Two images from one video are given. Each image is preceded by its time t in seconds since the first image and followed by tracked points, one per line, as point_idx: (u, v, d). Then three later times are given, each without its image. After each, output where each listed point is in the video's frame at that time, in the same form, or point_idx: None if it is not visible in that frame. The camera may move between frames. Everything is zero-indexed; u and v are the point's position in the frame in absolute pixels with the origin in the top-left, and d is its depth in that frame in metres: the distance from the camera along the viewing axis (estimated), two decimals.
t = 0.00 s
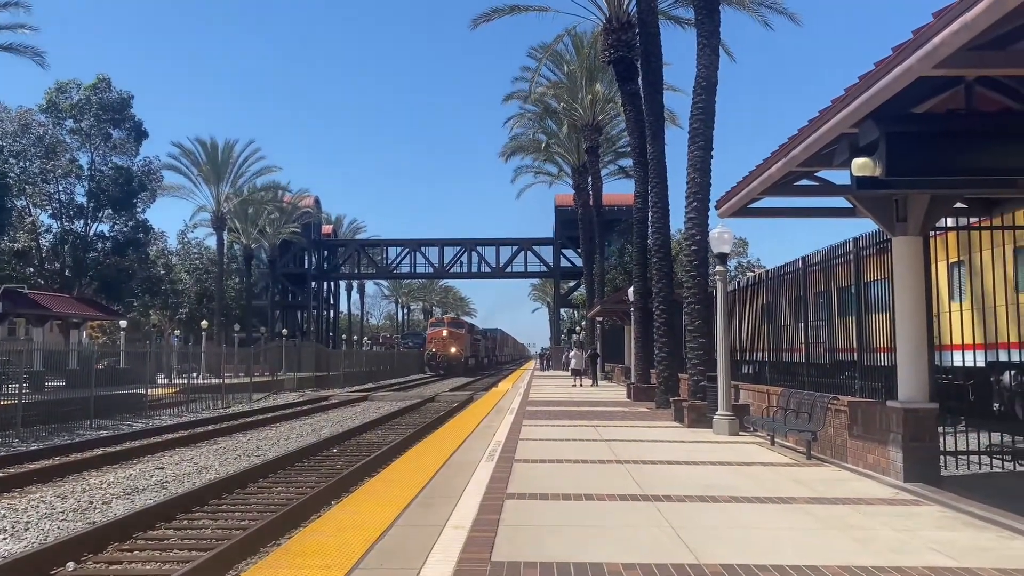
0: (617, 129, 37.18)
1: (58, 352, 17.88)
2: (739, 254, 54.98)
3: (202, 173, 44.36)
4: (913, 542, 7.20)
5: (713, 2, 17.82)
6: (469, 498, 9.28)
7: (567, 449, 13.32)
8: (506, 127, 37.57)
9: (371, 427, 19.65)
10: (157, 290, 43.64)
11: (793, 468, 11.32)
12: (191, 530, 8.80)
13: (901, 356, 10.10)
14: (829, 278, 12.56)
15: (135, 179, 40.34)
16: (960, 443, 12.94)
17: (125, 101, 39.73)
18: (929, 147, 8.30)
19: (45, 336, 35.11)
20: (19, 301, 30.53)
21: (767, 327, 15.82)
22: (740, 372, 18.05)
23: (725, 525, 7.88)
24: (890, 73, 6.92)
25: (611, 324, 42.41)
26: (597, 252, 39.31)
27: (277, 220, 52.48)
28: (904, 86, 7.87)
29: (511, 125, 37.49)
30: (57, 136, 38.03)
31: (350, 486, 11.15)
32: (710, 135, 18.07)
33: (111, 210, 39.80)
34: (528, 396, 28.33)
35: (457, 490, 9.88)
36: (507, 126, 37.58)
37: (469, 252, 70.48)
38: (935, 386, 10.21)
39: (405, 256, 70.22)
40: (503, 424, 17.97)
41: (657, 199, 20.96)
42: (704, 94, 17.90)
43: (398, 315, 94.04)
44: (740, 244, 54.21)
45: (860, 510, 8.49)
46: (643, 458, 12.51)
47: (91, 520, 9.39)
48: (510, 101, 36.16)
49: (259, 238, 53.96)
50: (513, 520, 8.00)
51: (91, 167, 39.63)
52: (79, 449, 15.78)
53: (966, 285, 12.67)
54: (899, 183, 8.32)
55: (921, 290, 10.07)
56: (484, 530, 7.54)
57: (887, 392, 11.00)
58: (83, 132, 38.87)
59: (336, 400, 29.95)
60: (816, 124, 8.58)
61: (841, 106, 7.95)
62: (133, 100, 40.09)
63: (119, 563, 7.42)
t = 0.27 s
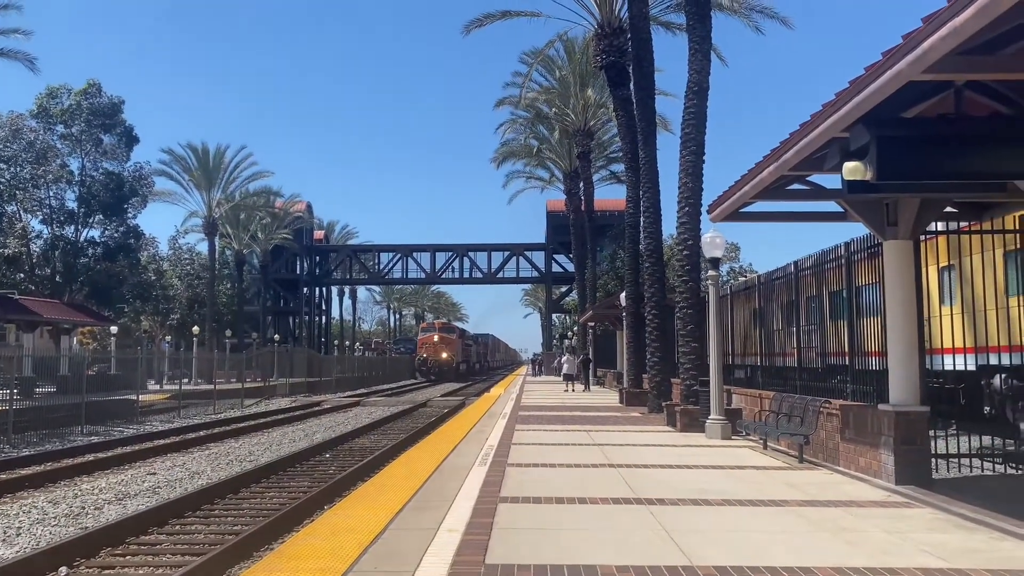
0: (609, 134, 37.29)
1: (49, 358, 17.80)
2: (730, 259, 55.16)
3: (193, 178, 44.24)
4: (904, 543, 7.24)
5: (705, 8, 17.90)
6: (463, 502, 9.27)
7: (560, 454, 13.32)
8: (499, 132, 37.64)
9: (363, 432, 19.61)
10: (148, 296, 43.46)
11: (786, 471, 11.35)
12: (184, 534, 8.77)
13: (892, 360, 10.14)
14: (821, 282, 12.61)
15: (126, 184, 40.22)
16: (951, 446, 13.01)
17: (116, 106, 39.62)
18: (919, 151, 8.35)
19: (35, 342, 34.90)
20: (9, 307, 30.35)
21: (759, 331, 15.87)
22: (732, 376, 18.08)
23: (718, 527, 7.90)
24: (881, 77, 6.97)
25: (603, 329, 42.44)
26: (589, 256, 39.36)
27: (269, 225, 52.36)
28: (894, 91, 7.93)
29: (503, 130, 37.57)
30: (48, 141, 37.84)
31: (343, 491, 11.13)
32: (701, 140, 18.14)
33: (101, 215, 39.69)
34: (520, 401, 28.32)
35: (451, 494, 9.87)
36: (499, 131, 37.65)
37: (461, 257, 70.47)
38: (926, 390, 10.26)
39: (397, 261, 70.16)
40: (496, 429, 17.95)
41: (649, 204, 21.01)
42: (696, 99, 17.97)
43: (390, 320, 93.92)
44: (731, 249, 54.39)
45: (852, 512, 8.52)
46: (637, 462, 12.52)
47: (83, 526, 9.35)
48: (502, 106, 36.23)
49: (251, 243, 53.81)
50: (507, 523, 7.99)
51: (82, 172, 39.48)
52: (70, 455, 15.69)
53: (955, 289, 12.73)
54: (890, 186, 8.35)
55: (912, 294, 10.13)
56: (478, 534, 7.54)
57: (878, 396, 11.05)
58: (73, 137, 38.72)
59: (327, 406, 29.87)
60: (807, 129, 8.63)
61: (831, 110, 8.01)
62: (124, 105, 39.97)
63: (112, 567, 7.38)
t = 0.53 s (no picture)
0: (608, 140, 37.37)
1: (49, 365, 17.80)
2: (730, 264, 55.24)
3: (193, 185, 44.29)
4: (904, 548, 7.24)
5: (703, 14, 17.97)
6: (463, 508, 9.28)
7: (560, 459, 13.32)
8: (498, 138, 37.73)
9: (363, 438, 19.60)
10: (148, 302, 43.46)
11: (785, 476, 11.36)
12: (184, 541, 8.77)
13: (892, 365, 10.16)
14: (820, 287, 12.64)
15: (126, 191, 40.31)
16: (950, 451, 13.03)
17: (116, 113, 39.71)
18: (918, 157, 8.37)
19: (35, 349, 34.88)
20: (9, 314, 30.35)
21: (758, 336, 15.89)
22: (732, 382, 18.10)
23: (717, 532, 7.91)
24: (879, 84, 7.01)
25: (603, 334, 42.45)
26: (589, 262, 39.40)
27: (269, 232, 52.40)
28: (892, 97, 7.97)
29: (502, 137, 37.67)
30: (49, 148, 37.88)
31: (343, 497, 11.13)
32: (700, 146, 18.18)
33: (102, 222, 39.75)
34: (520, 406, 28.33)
35: (451, 501, 9.88)
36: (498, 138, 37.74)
37: (460, 263, 70.52)
38: (926, 395, 10.28)
39: (396, 267, 70.22)
40: (496, 435, 17.95)
41: (648, 210, 21.05)
42: (694, 105, 18.01)
43: (389, 326, 93.91)
44: (731, 254, 54.47)
45: (852, 517, 8.54)
46: (637, 468, 12.52)
47: (83, 533, 9.35)
48: (501, 113, 36.32)
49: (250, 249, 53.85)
50: (508, 529, 8.01)
51: (82, 179, 39.55)
52: (69, 462, 15.68)
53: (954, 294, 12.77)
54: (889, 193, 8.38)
55: (911, 299, 10.15)
56: (479, 540, 7.55)
57: (878, 401, 11.06)
58: (73, 144, 38.77)
59: (327, 412, 29.86)
60: (806, 135, 8.67)
61: (830, 117, 8.04)
62: (124, 112, 40.08)
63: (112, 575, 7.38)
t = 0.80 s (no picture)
0: (608, 145, 37.43)
1: (49, 370, 17.81)
2: (730, 269, 55.28)
3: (193, 191, 44.35)
4: (906, 554, 7.24)
5: (703, 20, 18.01)
6: (464, 514, 9.27)
7: (561, 465, 13.32)
8: (498, 144, 37.80)
9: (362, 444, 19.60)
10: (148, 308, 43.46)
11: (786, 482, 11.35)
12: (185, 547, 8.76)
13: (892, 370, 10.15)
14: (820, 293, 12.65)
15: (127, 197, 40.38)
16: (951, 456, 13.02)
17: (117, 120, 39.79)
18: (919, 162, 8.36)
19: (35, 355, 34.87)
20: (9, 320, 30.34)
21: (759, 341, 15.89)
22: (732, 388, 18.09)
23: (719, 538, 7.90)
24: (879, 89, 7.02)
25: (603, 340, 42.47)
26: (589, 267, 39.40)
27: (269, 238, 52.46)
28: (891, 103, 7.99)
29: (502, 143, 37.75)
30: (50, 154, 37.93)
31: (344, 503, 11.13)
32: (701, 151, 18.22)
33: (102, 228, 39.81)
34: (520, 412, 28.31)
35: (452, 506, 9.86)
36: (498, 144, 37.80)
37: (460, 269, 70.55)
38: (927, 400, 10.27)
39: (396, 273, 70.25)
40: (496, 440, 17.95)
41: (648, 215, 21.07)
42: (695, 110, 18.05)
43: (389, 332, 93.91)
44: (730, 260, 54.52)
45: (853, 523, 8.54)
46: (638, 473, 12.52)
47: (83, 539, 9.34)
48: (501, 119, 36.40)
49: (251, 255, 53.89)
50: (509, 535, 7.99)
51: (83, 185, 39.60)
52: (70, 467, 15.67)
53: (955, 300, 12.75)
54: (890, 198, 8.38)
55: (911, 304, 10.15)
56: (480, 546, 7.53)
57: (879, 406, 11.04)
58: (75, 150, 38.81)
59: (327, 418, 29.81)
60: (806, 140, 8.68)
61: (830, 123, 8.06)
62: (125, 118, 40.15)
63: None
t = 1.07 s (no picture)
0: (609, 150, 37.45)
1: (51, 374, 17.80)
2: (732, 274, 55.26)
3: (195, 195, 44.40)
4: (909, 562, 7.23)
5: (704, 25, 18.03)
6: (466, 520, 9.26)
7: (563, 471, 13.31)
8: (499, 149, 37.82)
9: (364, 448, 19.58)
10: (149, 312, 43.46)
11: (788, 488, 11.33)
12: (186, 553, 8.74)
13: (895, 376, 10.13)
14: (822, 298, 12.64)
15: (129, 201, 40.43)
16: (953, 462, 13.00)
17: (119, 124, 39.86)
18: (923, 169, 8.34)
19: (37, 359, 34.88)
20: (11, 323, 30.37)
21: (760, 347, 15.88)
22: (734, 393, 18.06)
23: (722, 545, 7.89)
24: (883, 96, 7.01)
25: (604, 345, 42.45)
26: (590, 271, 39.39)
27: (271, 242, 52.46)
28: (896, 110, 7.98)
29: (504, 147, 37.77)
30: (52, 158, 37.99)
31: (345, 509, 11.11)
32: (702, 156, 18.22)
33: (104, 232, 39.88)
34: (521, 416, 28.28)
35: (454, 513, 9.85)
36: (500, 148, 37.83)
37: (461, 272, 70.55)
38: (929, 407, 10.25)
39: (397, 276, 70.27)
40: (497, 445, 17.93)
41: (650, 220, 21.07)
42: (697, 115, 18.05)
43: (390, 336, 93.93)
44: (732, 264, 54.53)
45: (855, 530, 8.52)
46: (640, 479, 12.50)
47: (85, 544, 9.33)
48: (502, 123, 36.44)
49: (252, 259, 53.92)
50: (511, 542, 7.98)
51: (85, 189, 39.66)
52: (70, 472, 15.65)
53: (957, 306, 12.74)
54: (893, 205, 8.37)
55: (913, 310, 10.15)
56: (483, 552, 7.52)
57: (881, 412, 11.03)
58: (77, 154, 38.87)
59: (328, 422, 29.77)
60: (810, 147, 8.67)
61: (834, 129, 8.06)
62: (128, 122, 40.23)
63: None
